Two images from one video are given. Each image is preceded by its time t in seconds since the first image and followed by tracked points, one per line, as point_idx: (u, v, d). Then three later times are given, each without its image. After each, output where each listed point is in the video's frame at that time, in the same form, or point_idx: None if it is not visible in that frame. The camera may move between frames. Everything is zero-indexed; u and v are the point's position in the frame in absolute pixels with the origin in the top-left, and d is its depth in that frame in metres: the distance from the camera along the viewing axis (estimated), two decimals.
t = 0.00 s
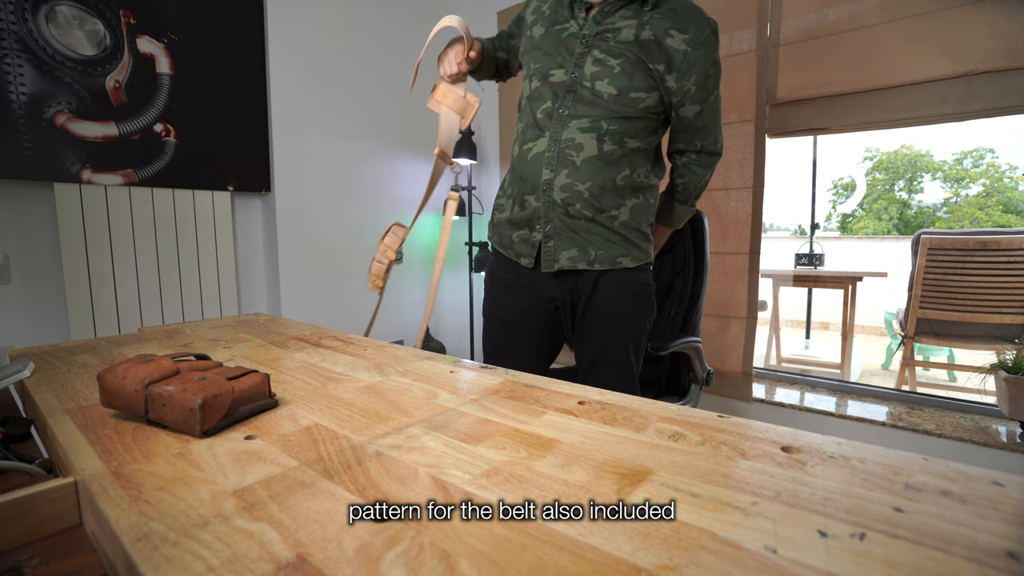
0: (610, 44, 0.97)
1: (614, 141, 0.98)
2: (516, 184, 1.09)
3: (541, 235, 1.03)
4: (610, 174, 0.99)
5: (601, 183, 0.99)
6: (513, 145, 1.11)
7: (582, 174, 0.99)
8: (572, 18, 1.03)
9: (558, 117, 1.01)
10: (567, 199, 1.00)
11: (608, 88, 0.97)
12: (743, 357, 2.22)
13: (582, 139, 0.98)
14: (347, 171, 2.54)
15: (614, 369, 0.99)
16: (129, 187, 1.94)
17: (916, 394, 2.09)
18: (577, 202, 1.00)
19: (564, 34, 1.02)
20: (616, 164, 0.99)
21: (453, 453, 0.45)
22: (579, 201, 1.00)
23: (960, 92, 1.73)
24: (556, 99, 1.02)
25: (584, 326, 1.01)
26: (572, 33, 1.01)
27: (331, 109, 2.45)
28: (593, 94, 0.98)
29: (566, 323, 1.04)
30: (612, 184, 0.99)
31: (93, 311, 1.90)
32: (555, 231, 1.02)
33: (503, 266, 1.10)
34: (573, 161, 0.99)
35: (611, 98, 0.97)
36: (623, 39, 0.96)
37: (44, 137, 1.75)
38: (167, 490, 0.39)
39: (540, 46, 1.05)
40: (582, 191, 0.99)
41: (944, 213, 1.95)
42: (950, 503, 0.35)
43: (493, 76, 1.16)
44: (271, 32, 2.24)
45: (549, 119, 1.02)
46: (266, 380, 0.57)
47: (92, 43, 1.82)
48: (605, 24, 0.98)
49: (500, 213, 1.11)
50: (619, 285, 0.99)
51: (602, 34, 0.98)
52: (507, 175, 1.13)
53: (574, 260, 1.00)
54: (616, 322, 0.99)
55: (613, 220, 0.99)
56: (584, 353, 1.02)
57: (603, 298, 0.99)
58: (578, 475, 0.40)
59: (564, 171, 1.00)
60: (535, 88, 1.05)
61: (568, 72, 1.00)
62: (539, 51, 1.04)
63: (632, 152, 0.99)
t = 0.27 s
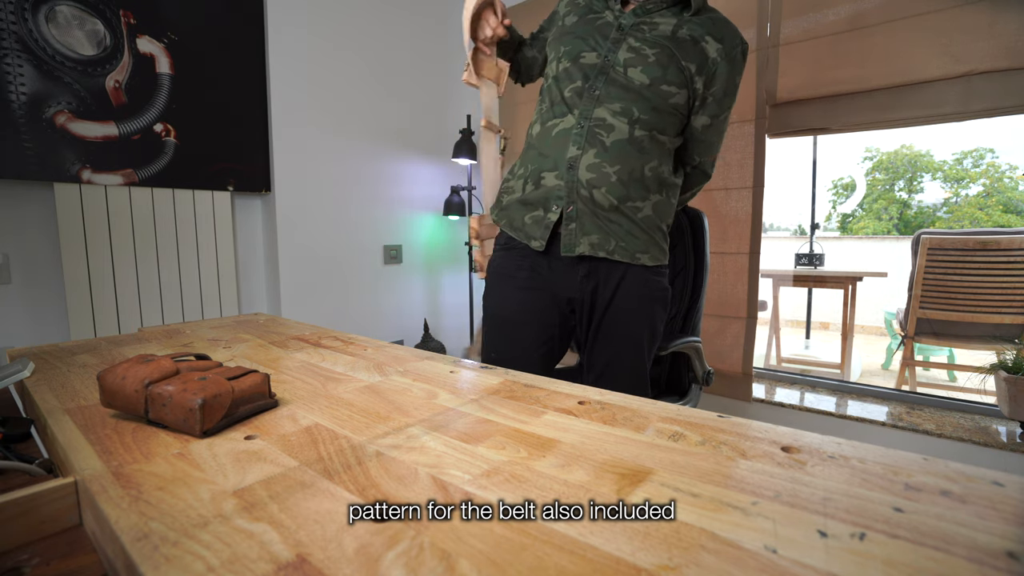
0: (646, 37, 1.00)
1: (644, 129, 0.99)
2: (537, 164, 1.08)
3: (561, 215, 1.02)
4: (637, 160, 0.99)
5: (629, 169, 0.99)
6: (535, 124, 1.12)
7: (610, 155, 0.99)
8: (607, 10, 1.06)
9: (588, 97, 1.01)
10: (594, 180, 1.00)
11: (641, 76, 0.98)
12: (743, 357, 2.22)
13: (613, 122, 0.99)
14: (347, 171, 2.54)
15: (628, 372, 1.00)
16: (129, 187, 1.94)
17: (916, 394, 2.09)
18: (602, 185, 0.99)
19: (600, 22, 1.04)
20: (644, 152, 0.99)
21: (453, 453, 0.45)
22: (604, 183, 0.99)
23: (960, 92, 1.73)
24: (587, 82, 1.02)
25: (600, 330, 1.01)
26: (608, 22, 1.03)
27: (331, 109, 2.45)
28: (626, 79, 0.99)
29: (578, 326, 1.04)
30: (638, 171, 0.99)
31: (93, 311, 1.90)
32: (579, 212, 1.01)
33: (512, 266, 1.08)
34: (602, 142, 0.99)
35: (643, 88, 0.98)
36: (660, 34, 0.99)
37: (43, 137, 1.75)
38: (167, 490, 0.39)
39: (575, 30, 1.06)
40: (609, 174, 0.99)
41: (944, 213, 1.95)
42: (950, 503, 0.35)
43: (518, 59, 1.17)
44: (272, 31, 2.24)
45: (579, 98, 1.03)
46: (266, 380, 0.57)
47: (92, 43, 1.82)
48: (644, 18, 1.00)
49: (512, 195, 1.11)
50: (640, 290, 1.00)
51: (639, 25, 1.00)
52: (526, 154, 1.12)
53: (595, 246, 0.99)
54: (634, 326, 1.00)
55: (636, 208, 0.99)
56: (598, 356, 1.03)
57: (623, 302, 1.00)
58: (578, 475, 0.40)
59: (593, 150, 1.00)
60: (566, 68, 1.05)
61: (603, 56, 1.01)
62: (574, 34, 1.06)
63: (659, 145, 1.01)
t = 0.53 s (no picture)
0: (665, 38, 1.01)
1: (664, 127, 1.00)
2: (552, 162, 1.05)
3: (581, 212, 1.00)
4: (657, 158, 1.00)
5: (650, 166, 1.00)
6: (548, 119, 1.09)
7: (634, 152, 0.99)
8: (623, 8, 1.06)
9: (610, 93, 1.00)
10: (616, 177, 0.99)
11: (662, 76, 1.00)
12: (743, 357, 2.22)
13: (636, 119, 0.99)
14: (346, 171, 2.54)
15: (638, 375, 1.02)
16: (129, 187, 1.94)
17: (916, 394, 2.09)
18: (625, 182, 0.99)
19: (617, 20, 1.03)
20: (664, 150, 1.01)
21: (453, 453, 0.45)
22: (627, 180, 0.99)
23: (960, 92, 1.73)
24: (608, 78, 1.01)
25: (614, 334, 1.02)
26: (627, 20, 1.03)
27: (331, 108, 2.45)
28: (648, 77, 0.99)
29: (592, 330, 1.05)
30: (659, 170, 1.00)
31: (93, 311, 1.90)
32: (600, 210, 1.00)
33: (525, 268, 1.06)
34: (625, 138, 0.99)
35: (665, 88, 1.00)
36: (679, 37, 1.02)
37: (43, 137, 1.75)
38: (167, 490, 0.39)
39: (592, 26, 1.05)
40: (632, 171, 0.99)
41: (944, 213, 1.95)
42: (950, 504, 0.35)
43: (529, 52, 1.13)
44: (272, 31, 2.24)
45: (599, 93, 1.01)
46: (266, 380, 0.57)
47: (92, 43, 1.82)
48: (663, 19, 1.02)
49: (523, 193, 1.10)
50: (656, 293, 1.02)
51: (659, 26, 1.02)
52: (538, 150, 1.10)
53: (616, 245, 0.99)
54: (648, 330, 1.02)
55: (655, 207, 1.00)
56: (609, 361, 1.04)
57: (641, 304, 1.02)
58: (578, 475, 0.40)
59: (615, 147, 0.99)
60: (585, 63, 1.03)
61: (625, 53, 1.01)
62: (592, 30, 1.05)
63: (678, 145, 1.03)
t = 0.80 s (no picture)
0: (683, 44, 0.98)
1: (676, 139, 1.00)
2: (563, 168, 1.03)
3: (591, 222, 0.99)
4: (667, 169, 1.00)
5: (660, 178, 1.00)
6: (560, 123, 1.06)
7: (645, 165, 0.98)
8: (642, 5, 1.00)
9: (627, 103, 0.97)
10: (627, 189, 0.98)
11: (678, 86, 0.97)
12: (743, 357, 2.22)
13: (650, 132, 0.97)
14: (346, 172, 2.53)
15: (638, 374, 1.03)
16: (129, 187, 1.94)
17: (916, 394, 2.08)
18: (635, 193, 0.99)
19: (636, 19, 0.98)
20: (674, 161, 1.00)
21: (453, 453, 0.45)
22: (638, 191, 0.99)
23: (960, 92, 1.73)
24: (625, 84, 0.97)
25: (616, 332, 1.02)
26: (646, 21, 0.98)
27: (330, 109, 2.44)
28: (664, 89, 0.97)
29: (594, 328, 1.05)
30: (667, 181, 1.01)
31: (93, 311, 1.90)
32: (609, 220, 0.99)
33: (531, 265, 1.06)
34: (639, 151, 0.98)
35: (679, 99, 0.98)
36: (697, 44, 0.98)
37: (43, 137, 1.75)
38: (167, 490, 0.39)
39: (609, 25, 1.00)
40: (643, 183, 0.98)
41: (944, 213, 1.95)
42: (950, 504, 0.35)
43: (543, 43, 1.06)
44: (272, 32, 2.24)
45: (616, 103, 0.98)
46: (266, 380, 0.57)
47: (92, 43, 1.82)
48: (682, 23, 0.98)
49: (530, 194, 1.08)
50: (657, 293, 1.03)
51: (677, 31, 0.98)
52: (548, 153, 1.07)
53: (623, 255, 0.99)
54: (650, 330, 1.02)
55: (662, 217, 1.01)
56: (610, 360, 1.04)
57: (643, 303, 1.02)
58: (577, 475, 0.40)
59: (627, 159, 0.98)
60: (601, 68, 0.99)
61: (642, 60, 0.97)
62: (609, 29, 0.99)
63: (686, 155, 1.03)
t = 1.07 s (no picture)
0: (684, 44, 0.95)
1: (672, 144, 0.99)
2: (559, 173, 1.04)
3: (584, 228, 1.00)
4: (661, 175, 1.00)
5: (653, 184, 0.99)
6: (557, 126, 1.06)
7: (639, 172, 0.98)
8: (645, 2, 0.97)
9: (623, 109, 0.97)
10: (619, 196, 0.99)
11: (676, 90, 0.95)
12: (743, 357, 2.22)
13: (644, 139, 0.97)
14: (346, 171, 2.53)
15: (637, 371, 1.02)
16: (129, 187, 1.94)
17: (916, 394, 2.08)
18: (628, 200, 0.99)
19: (636, 20, 0.97)
20: (670, 167, 1.00)
21: (453, 453, 0.45)
22: (630, 199, 0.99)
23: (960, 92, 1.73)
24: (621, 90, 0.97)
25: (610, 328, 1.03)
26: (646, 22, 0.96)
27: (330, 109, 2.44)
28: (663, 94, 0.96)
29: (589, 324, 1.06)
30: (661, 187, 1.00)
31: (93, 311, 1.90)
32: (602, 226, 1.00)
33: (527, 260, 1.08)
34: (633, 158, 0.98)
35: (677, 103, 0.96)
36: (700, 42, 0.95)
37: (43, 136, 1.75)
38: (167, 490, 0.39)
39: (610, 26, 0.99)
40: (635, 190, 0.99)
41: (944, 213, 1.95)
42: (950, 504, 0.35)
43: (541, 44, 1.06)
44: (272, 31, 2.24)
45: (613, 110, 0.98)
46: (266, 380, 0.57)
47: (91, 43, 1.82)
48: (685, 21, 0.94)
49: (527, 197, 1.09)
50: (651, 290, 1.03)
51: (679, 30, 0.94)
52: (546, 155, 1.08)
53: (614, 259, 0.99)
54: (645, 324, 1.02)
55: (656, 222, 1.01)
56: (607, 356, 1.04)
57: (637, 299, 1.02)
58: (577, 475, 0.40)
59: (621, 166, 0.98)
60: (599, 72, 0.99)
61: (640, 64, 0.96)
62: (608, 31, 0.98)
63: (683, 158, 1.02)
